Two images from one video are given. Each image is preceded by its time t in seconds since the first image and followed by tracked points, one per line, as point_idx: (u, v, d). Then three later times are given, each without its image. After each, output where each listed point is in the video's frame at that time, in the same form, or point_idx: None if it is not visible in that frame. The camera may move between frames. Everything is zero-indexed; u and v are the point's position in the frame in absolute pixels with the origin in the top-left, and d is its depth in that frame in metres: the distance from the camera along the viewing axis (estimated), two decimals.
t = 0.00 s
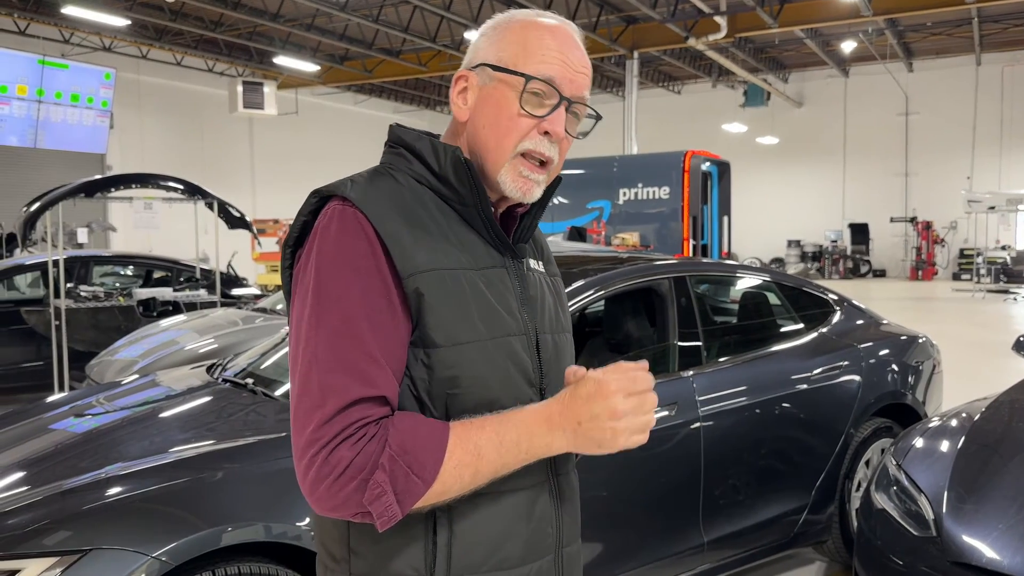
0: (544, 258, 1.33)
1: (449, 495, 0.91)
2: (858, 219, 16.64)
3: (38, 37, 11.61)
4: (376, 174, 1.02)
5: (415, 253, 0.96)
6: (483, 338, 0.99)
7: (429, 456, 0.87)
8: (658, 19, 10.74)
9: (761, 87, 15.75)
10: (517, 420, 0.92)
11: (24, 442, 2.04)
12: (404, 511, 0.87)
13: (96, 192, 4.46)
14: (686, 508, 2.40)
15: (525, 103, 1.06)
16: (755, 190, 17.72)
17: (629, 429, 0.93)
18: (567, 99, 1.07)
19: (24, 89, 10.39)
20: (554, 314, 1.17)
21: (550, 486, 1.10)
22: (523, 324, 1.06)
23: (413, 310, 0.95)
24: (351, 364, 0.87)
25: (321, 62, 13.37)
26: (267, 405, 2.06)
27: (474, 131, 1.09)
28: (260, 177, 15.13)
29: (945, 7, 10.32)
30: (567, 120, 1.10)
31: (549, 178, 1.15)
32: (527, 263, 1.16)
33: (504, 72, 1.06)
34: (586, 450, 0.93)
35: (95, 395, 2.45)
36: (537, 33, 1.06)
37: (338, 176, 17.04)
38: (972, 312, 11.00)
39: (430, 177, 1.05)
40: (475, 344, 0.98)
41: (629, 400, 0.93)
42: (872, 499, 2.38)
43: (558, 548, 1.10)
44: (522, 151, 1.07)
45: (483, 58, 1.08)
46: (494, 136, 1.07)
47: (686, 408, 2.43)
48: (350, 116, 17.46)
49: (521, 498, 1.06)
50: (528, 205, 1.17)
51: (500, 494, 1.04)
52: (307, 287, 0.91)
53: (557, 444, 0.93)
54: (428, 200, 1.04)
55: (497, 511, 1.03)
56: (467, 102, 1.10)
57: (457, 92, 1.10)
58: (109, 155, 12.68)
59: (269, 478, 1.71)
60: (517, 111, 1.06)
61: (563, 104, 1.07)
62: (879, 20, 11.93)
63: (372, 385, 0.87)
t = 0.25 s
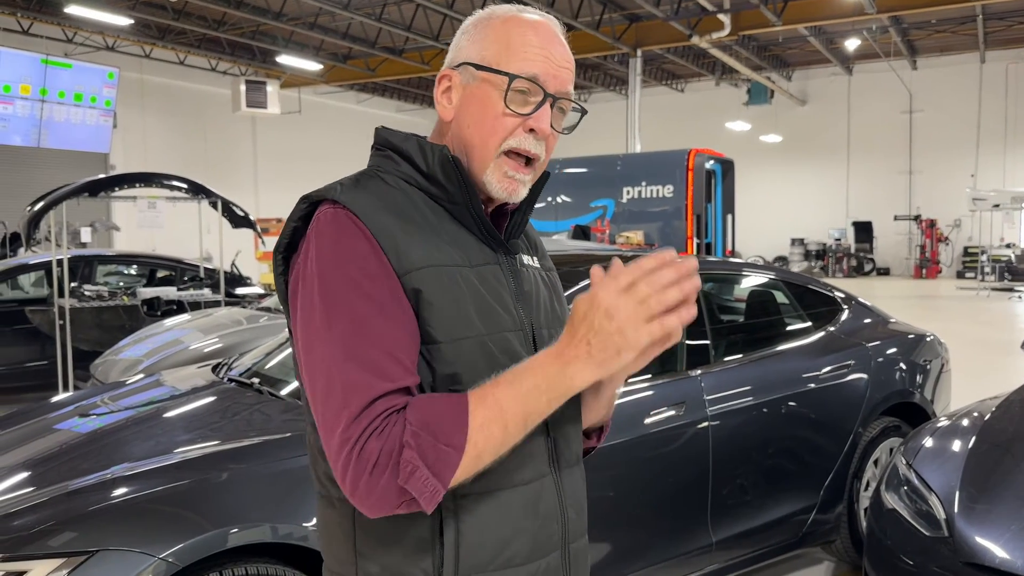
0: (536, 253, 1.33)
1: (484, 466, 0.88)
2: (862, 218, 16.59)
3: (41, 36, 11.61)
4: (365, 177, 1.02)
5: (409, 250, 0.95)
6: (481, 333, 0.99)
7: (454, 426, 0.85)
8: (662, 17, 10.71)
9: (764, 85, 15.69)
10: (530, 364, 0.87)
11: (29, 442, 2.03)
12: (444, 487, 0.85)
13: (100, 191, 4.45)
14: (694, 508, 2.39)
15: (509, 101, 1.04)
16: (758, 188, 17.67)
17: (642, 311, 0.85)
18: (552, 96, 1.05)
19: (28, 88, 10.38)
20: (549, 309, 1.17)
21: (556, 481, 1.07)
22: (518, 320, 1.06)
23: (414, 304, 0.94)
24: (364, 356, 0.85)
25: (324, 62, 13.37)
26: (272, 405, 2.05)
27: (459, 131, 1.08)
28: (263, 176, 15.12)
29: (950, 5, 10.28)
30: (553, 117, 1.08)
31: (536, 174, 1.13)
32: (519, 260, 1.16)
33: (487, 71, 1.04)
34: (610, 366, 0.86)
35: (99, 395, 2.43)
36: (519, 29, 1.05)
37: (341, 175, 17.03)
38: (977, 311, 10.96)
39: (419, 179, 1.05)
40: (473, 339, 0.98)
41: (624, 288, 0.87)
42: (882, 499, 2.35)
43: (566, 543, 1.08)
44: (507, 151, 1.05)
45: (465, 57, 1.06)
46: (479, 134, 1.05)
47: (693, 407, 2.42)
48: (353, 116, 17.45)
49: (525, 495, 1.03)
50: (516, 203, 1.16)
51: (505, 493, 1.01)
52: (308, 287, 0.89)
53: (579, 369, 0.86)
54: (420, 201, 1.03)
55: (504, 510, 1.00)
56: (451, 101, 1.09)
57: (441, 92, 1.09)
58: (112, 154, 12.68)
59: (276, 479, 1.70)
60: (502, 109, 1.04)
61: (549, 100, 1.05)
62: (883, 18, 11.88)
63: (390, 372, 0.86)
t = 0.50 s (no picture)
0: (532, 251, 1.31)
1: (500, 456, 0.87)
2: (867, 216, 16.54)
3: (45, 36, 11.62)
4: (354, 181, 1.00)
5: (403, 250, 0.93)
6: (482, 331, 0.97)
7: (466, 416, 0.83)
8: (666, 16, 10.68)
9: (769, 83, 15.64)
10: (534, 348, 0.88)
11: (35, 442, 2.02)
12: (464, 480, 0.83)
13: (105, 190, 4.44)
14: (703, 509, 2.37)
15: (494, 103, 1.02)
16: (763, 187, 17.63)
17: (640, 277, 0.89)
18: (538, 98, 1.03)
19: (32, 88, 10.38)
20: (548, 305, 1.16)
21: (568, 477, 1.06)
22: (518, 317, 1.04)
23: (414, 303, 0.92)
24: (368, 357, 0.84)
25: (328, 60, 13.36)
26: (278, 405, 2.04)
27: (446, 133, 1.06)
28: (266, 175, 15.12)
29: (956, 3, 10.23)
30: (538, 119, 1.05)
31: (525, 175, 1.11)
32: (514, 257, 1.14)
33: (470, 73, 1.02)
34: (617, 337, 0.89)
35: (105, 395, 2.42)
36: (502, 28, 1.02)
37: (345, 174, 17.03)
38: (983, 309, 10.92)
39: (409, 180, 1.03)
40: (474, 336, 0.96)
41: (618, 261, 0.90)
42: (893, 500, 2.33)
43: (581, 541, 1.06)
44: (494, 154, 1.03)
45: (449, 58, 1.04)
46: (466, 137, 1.03)
47: (702, 407, 2.40)
48: (356, 115, 17.44)
49: (537, 493, 1.01)
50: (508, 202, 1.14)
51: (517, 491, 0.99)
52: (304, 292, 0.88)
53: (585, 346, 0.88)
54: (411, 204, 1.01)
55: (517, 509, 0.99)
56: (436, 102, 1.06)
57: (426, 93, 1.07)
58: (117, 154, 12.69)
59: (284, 480, 1.68)
60: (487, 112, 1.02)
61: (534, 102, 1.03)
62: (888, 16, 11.83)
63: (397, 370, 0.84)
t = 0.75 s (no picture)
0: (537, 247, 1.29)
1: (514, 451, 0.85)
2: (873, 215, 16.46)
3: (51, 35, 11.66)
4: (356, 182, 0.98)
5: (407, 248, 0.92)
6: (489, 329, 0.96)
7: (477, 410, 0.82)
8: (672, 14, 10.65)
9: (775, 82, 15.58)
10: (543, 336, 0.87)
11: (41, 442, 2.01)
12: (479, 475, 0.82)
13: (112, 189, 4.44)
14: (712, 509, 2.35)
15: (498, 104, 0.99)
16: (769, 186, 17.56)
17: (644, 255, 0.89)
18: (540, 95, 1.00)
19: (39, 87, 10.40)
20: (554, 302, 1.15)
21: (581, 476, 1.04)
22: (526, 314, 1.02)
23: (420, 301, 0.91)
24: (377, 356, 0.82)
25: (333, 60, 13.36)
26: (285, 404, 2.02)
27: (447, 132, 1.03)
28: (272, 175, 15.14)
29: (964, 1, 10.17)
30: (541, 117, 1.03)
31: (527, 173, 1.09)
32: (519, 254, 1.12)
33: (470, 74, 0.98)
34: (624, 318, 0.88)
35: (111, 395, 2.41)
36: (502, 25, 0.98)
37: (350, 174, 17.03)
38: (990, 309, 10.85)
39: (411, 180, 1.01)
40: (482, 334, 0.95)
41: (620, 241, 0.91)
42: (907, 500, 2.31)
43: (596, 543, 1.05)
44: (497, 154, 1.01)
45: (447, 56, 1.00)
46: (469, 138, 1.01)
47: (712, 407, 2.39)
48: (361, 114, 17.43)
49: (551, 494, 0.99)
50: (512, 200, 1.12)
51: (531, 491, 0.98)
52: (309, 295, 0.86)
53: (594, 329, 0.87)
54: (413, 203, 0.99)
55: (531, 509, 0.97)
56: (436, 101, 1.03)
57: (424, 91, 1.03)
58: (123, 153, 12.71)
59: (293, 480, 1.67)
60: (490, 113, 0.99)
61: (538, 100, 1.00)
62: (896, 14, 11.78)
63: (405, 369, 0.83)
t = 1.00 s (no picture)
0: (552, 245, 1.27)
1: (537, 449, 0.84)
2: (882, 215, 16.38)
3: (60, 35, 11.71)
4: (371, 179, 0.97)
5: (425, 245, 0.91)
6: (507, 326, 0.95)
7: (501, 408, 0.81)
8: (680, 14, 10.62)
9: (783, 81, 15.52)
10: (568, 333, 0.87)
11: (49, 440, 2.01)
12: (503, 474, 0.81)
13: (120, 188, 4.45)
14: (722, 509, 2.33)
15: (514, 100, 0.97)
16: (776, 186, 17.48)
17: (673, 251, 0.88)
18: (556, 90, 0.99)
19: (48, 86, 10.45)
20: (571, 299, 1.14)
21: (598, 475, 1.03)
22: (543, 312, 1.01)
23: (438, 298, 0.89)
24: (398, 354, 0.81)
25: (340, 59, 13.37)
26: (293, 403, 2.02)
27: (462, 128, 1.01)
28: (279, 175, 15.16)
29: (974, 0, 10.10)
30: (556, 110, 1.02)
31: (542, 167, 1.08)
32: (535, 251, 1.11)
33: (482, 70, 0.97)
34: (653, 316, 0.88)
35: (119, 393, 2.41)
36: (513, 17, 0.97)
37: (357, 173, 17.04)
38: (999, 309, 10.78)
39: (425, 176, 1.00)
40: (500, 331, 0.94)
41: (649, 238, 0.89)
42: (917, 501, 2.28)
43: (613, 543, 1.04)
44: (515, 151, 1.00)
45: (458, 51, 0.99)
46: (485, 134, 0.99)
47: (722, 407, 2.37)
48: (368, 114, 17.43)
49: (567, 493, 0.98)
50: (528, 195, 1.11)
51: (547, 491, 0.97)
52: (326, 292, 0.85)
53: (622, 327, 0.86)
54: (429, 201, 0.98)
55: (549, 510, 0.96)
56: (448, 99, 1.01)
57: (435, 88, 1.02)
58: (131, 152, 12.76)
59: (300, 479, 1.66)
60: (505, 109, 0.98)
61: (553, 95, 0.99)
62: (905, 13, 11.71)
63: (426, 366, 0.82)
